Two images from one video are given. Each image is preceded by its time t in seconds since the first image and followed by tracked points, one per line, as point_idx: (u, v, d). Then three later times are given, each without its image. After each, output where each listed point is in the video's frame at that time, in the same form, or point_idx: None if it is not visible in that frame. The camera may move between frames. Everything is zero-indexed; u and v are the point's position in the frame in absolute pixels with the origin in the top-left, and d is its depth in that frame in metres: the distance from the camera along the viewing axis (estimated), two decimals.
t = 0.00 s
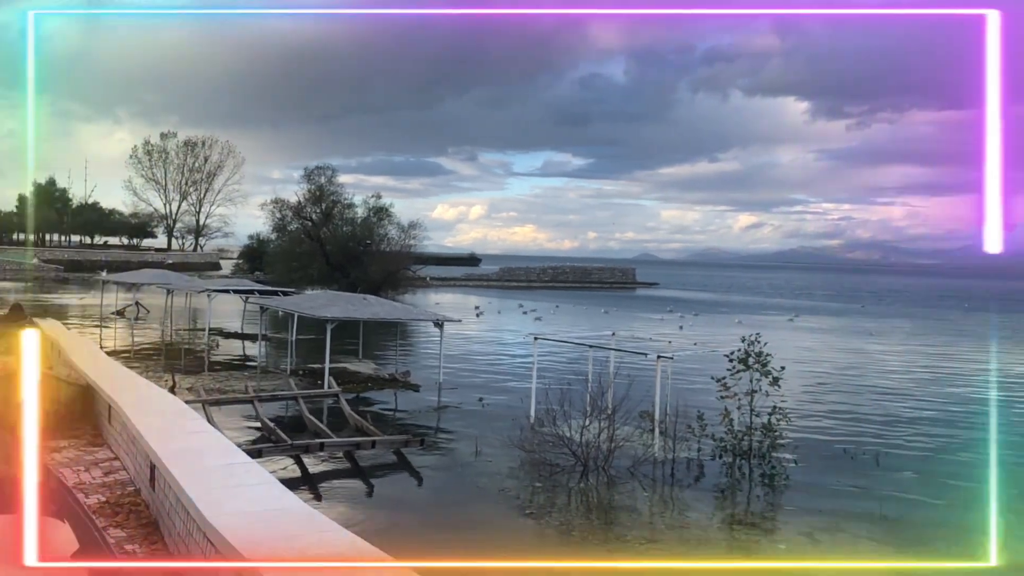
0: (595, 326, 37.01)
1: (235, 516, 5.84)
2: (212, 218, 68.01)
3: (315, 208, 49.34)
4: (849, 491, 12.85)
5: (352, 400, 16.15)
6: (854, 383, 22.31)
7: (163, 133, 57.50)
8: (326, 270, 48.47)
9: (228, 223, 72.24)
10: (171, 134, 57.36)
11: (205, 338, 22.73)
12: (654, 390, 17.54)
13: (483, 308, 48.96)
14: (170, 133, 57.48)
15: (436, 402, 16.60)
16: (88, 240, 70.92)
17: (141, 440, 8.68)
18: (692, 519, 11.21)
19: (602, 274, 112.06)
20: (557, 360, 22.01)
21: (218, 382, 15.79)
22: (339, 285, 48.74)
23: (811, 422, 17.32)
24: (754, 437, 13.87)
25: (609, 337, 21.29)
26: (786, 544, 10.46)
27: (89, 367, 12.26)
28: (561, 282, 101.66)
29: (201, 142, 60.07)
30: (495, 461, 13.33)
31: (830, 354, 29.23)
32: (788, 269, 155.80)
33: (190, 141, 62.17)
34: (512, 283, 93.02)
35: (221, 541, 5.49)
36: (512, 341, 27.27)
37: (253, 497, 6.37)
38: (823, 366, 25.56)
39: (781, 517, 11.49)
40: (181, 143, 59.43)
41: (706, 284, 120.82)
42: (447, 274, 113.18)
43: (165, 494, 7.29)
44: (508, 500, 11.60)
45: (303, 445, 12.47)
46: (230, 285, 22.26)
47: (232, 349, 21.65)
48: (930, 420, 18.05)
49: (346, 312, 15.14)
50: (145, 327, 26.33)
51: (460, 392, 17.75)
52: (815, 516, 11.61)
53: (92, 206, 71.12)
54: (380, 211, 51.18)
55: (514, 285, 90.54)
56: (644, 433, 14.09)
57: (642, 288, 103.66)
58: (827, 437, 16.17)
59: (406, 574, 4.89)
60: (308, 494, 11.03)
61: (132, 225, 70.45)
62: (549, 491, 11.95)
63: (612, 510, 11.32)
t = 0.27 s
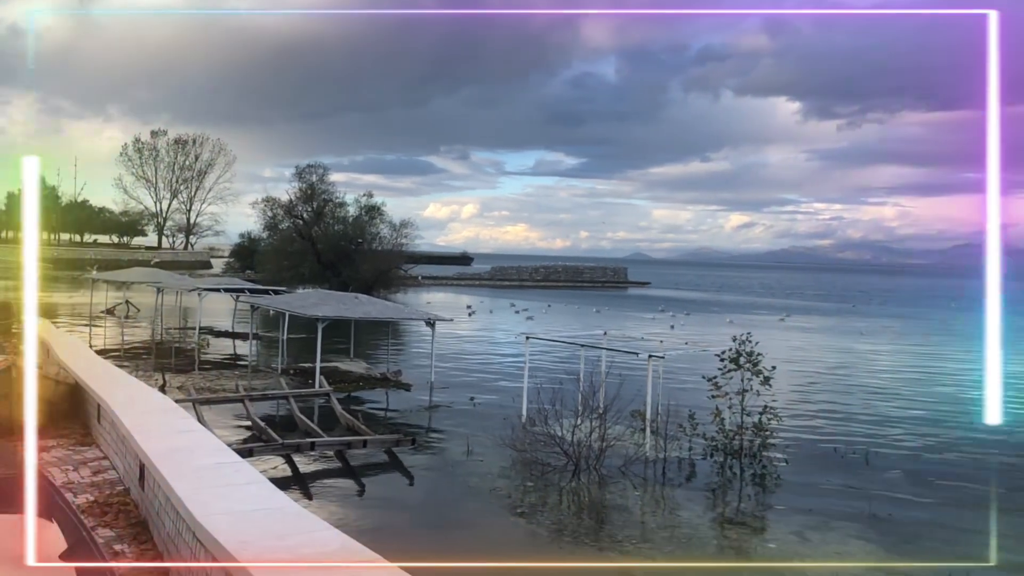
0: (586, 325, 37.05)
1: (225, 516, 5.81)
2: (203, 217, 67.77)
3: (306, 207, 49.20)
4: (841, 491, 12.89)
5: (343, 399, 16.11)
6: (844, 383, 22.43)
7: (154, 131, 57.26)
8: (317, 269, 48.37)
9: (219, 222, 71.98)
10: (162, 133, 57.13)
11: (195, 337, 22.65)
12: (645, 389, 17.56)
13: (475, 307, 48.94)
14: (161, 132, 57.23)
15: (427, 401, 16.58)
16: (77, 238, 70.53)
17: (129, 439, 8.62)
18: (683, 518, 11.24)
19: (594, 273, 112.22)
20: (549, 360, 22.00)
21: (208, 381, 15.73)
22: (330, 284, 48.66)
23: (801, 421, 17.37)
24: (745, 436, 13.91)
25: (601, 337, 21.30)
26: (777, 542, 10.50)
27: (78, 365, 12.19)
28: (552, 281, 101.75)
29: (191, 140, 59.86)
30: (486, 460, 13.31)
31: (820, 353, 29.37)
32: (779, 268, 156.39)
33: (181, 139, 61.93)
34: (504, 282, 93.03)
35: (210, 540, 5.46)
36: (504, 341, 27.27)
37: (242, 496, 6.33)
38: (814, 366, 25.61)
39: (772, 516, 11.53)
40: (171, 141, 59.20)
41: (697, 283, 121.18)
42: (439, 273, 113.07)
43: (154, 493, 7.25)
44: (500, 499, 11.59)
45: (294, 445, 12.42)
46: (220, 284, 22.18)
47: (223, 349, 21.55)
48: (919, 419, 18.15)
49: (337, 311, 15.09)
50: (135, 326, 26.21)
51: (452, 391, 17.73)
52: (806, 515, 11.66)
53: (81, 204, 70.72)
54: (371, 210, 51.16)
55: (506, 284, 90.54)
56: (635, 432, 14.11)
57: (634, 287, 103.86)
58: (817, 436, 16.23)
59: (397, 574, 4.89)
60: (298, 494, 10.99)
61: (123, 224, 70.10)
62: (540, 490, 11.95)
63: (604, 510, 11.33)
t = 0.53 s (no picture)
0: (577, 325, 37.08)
1: (214, 517, 5.78)
2: (193, 216, 67.48)
3: (297, 206, 48.86)
4: (830, 490, 12.94)
5: (334, 399, 16.07)
6: (834, 382, 22.52)
7: (143, 130, 57.01)
8: (308, 268, 48.25)
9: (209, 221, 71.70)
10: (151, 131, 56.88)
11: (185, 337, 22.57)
12: (636, 389, 17.59)
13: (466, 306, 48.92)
14: (151, 130, 57.00)
15: (418, 401, 16.55)
16: (66, 237, 70.05)
17: (118, 440, 8.58)
18: (673, 518, 11.26)
19: (585, 273, 112.32)
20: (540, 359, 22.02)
21: (198, 381, 15.67)
22: (320, 283, 48.56)
23: (791, 421, 17.42)
24: (735, 435, 13.96)
25: (592, 336, 21.32)
26: (767, 541, 10.55)
27: (67, 365, 12.13)
28: (544, 280, 101.79)
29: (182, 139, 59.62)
30: (477, 460, 13.30)
31: (810, 353, 29.49)
32: (769, 268, 156.91)
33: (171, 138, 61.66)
34: (495, 282, 92.96)
35: (199, 541, 5.44)
36: (495, 340, 27.26)
37: (232, 497, 6.29)
38: (804, 365, 25.67)
39: (762, 515, 11.57)
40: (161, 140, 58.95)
41: (688, 283, 121.47)
42: (430, 272, 112.87)
43: (143, 494, 7.21)
44: (491, 499, 11.58)
45: (284, 445, 12.37)
46: (211, 283, 22.10)
47: (213, 348, 21.43)
48: (908, 419, 18.25)
49: (328, 310, 15.05)
50: (124, 326, 26.07)
51: (443, 390, 17.72)
52: (796, 514, 11.70)
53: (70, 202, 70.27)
54: (362, 209, 51.11)
55: (497, 284, 90.49)
56: (626, 432, 14.13)
57: (625, 287, 103.99)
58: (807, 436, 16.30)
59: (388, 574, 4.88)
60: (288, 494, 10.95)
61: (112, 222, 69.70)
62: (531, 490, 11.95)
63: (595, 509, 11.34)
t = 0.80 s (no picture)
0: (568, 325, 37.15)
1: (203, 518, 5.77)
2: (184, 216, 67.25)
3: (288, 206, 48.92)
4: (820, 489, 13.01)
5: (325, 399, 16.07)
6: (824, 382, 22.63)
7: (134, 130, 56.84)
8: (299, 269, 48.20)
9: (200, 221, 71.52)
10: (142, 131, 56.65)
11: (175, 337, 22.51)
12: (627, 389, 17.64)
13: (458, 306, 48.94)
14: (141, 130, 56.82)
15: (409, 401, 16.56)
16: (55, 237, 69.69)
17: (107, 440, 8.57)
18: (664, 517, 11.30)
19: (577, 273, 112.48)
20: (531, 359, 22.06)
21: (188, 382, 15.65)
22: (311, 284, 48.51)
23: (781, 421, 17.48)
24: (726, 435, 14.01)
25: (583, 336, 21.37)
26: (756, 540, 10.60)
27: (55, 365, 12.10)
28: (536, 280, 101.89)
29: (172, 139, 59.40)
30: (468, 460, 13.33)
31: (800, 353, 29.63)
32: (761, 268, 157.43)
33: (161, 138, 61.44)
34: (487, 282, 92.98)
35: (188, 541, 5.44)
36: (486, 340, 27.28)
37: (222, 498, 6.28)
38: (794, 365, 25.80)
39: (752, 514, 11.63)
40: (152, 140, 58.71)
41: (679, 283, 121.76)
42: (422, 272, 112.79)
43: (133, 495, 7.19)
44: (482, 499, 11.60)
45: (274, 445, 12.35)
46: (201, 284, 22.04)
47: (203, 349, 21.39)
48: (897, 418, 18.37)
49: (318, 311, 15.04)
50: (113, 327, 25.97)
51: (434, 391, 17.73)
52: (785, 513, 11.77)
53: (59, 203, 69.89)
54: (354, 209, 51.09)
55: (489, 284, 90.51)
56: (617, 431, 14.18)
57: (617, 287, 104.14)
58: (797, 435, 16.38)
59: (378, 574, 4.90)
60: (279, 496, 10.94)
61: (102, 222, 69.35)
62: (522, 489, 11.98)
63: (585, 509, 11.38)
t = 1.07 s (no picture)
0: (560, 326, 37.19)
1: (193, 519, 5.76)
2: (174, 216, 66.96)
3: (279, 206, 48.79)
4: (810, 489, 13.08)
5: (316, 400, 16.06)
6: (814, 382, 22.73)
7: (124, 130, 56.55)
8: (290, 269, 48.09)
9: (191, 221, 71.24)
10: (132, 131, 56.35)
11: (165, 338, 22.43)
12: (618, 389, 17.67)
13: (449, 307, 48.90)
14: (132, 130, 56.54)
15: (400, 402, 16.55)
16: (44, 238, 69.25)
17: (96, 441, 8.54)
18: (655, 517, 11.33)
19: (569, 274, 112.56)
20: (523, 360, 22.07)
21: (179, 383, 15.61)
22: (302, 284, 48.41)
23: (772, 421, 17.53)
24: (717, 435, 14.05)
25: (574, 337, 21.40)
26: (747, 540, 10.64)
27: (45, 367, 12.05)
28: (528, 281, 101.90)
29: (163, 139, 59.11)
30: (459, 461, 13.33)
31: (791, 353, 29.74)
32: (753, 269, 157.89)
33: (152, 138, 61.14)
34: (479, 283, 92.90)
35: (177, 542, 5.43)
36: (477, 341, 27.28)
37: (212, 499, 6.27)
38: (784, 366, 25.89)
39: (743, 514, 11.67)
40: (142, 140, 58.38)
41: (671, 284, 121.97)
42: (414, 273, 112.63)
43: (122, 496, 7.16)
44: (473, 499, 11.61)
45: (265, 446, 12.29)
46: (192, 284, 21.97)
47: (194, 350, 21.31)
48: (887, 418, 18.47)
49: (310, 311, 15.02)
50: (103, 327, 25.85)
51: (426, 391, 17.73)
52: (776, 513, 11.82)
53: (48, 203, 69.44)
54: (345, 210, 51.02)
55: (480, 285, 90.46)
56: (608, 432, 14.21)
57: (608, 287, 104.20)
58: (788, 435, 16.45)
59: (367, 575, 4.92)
60: (270, 497, 10.92)
61: (91, 223, 68.96)
62: (513, 490, 11.99)
63: (576, 509, 11.39)
